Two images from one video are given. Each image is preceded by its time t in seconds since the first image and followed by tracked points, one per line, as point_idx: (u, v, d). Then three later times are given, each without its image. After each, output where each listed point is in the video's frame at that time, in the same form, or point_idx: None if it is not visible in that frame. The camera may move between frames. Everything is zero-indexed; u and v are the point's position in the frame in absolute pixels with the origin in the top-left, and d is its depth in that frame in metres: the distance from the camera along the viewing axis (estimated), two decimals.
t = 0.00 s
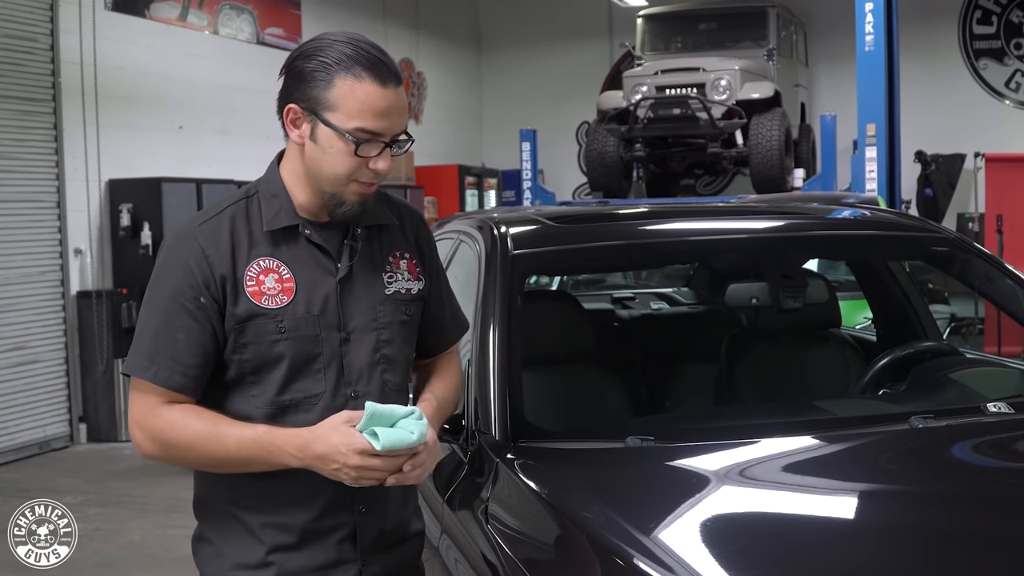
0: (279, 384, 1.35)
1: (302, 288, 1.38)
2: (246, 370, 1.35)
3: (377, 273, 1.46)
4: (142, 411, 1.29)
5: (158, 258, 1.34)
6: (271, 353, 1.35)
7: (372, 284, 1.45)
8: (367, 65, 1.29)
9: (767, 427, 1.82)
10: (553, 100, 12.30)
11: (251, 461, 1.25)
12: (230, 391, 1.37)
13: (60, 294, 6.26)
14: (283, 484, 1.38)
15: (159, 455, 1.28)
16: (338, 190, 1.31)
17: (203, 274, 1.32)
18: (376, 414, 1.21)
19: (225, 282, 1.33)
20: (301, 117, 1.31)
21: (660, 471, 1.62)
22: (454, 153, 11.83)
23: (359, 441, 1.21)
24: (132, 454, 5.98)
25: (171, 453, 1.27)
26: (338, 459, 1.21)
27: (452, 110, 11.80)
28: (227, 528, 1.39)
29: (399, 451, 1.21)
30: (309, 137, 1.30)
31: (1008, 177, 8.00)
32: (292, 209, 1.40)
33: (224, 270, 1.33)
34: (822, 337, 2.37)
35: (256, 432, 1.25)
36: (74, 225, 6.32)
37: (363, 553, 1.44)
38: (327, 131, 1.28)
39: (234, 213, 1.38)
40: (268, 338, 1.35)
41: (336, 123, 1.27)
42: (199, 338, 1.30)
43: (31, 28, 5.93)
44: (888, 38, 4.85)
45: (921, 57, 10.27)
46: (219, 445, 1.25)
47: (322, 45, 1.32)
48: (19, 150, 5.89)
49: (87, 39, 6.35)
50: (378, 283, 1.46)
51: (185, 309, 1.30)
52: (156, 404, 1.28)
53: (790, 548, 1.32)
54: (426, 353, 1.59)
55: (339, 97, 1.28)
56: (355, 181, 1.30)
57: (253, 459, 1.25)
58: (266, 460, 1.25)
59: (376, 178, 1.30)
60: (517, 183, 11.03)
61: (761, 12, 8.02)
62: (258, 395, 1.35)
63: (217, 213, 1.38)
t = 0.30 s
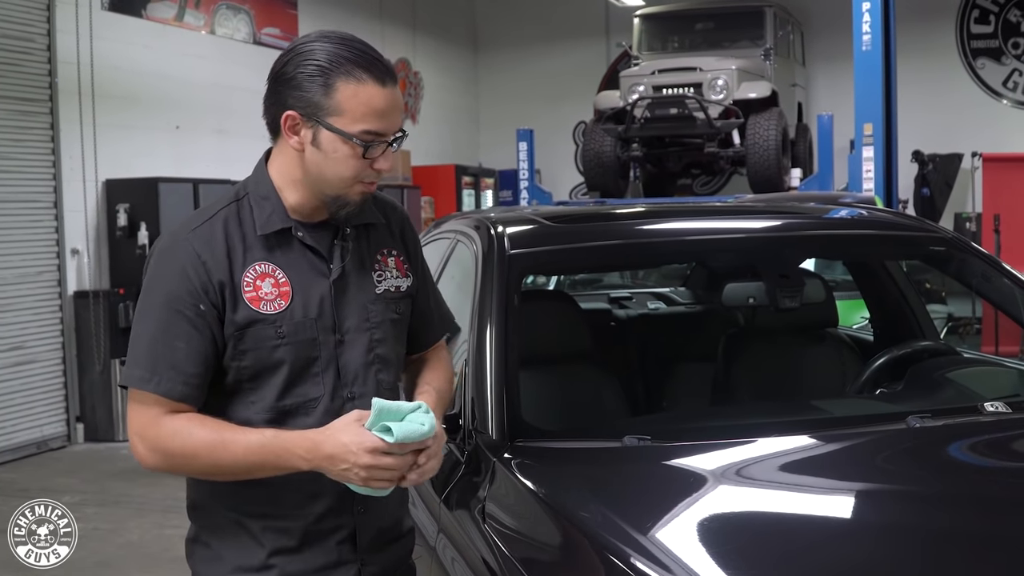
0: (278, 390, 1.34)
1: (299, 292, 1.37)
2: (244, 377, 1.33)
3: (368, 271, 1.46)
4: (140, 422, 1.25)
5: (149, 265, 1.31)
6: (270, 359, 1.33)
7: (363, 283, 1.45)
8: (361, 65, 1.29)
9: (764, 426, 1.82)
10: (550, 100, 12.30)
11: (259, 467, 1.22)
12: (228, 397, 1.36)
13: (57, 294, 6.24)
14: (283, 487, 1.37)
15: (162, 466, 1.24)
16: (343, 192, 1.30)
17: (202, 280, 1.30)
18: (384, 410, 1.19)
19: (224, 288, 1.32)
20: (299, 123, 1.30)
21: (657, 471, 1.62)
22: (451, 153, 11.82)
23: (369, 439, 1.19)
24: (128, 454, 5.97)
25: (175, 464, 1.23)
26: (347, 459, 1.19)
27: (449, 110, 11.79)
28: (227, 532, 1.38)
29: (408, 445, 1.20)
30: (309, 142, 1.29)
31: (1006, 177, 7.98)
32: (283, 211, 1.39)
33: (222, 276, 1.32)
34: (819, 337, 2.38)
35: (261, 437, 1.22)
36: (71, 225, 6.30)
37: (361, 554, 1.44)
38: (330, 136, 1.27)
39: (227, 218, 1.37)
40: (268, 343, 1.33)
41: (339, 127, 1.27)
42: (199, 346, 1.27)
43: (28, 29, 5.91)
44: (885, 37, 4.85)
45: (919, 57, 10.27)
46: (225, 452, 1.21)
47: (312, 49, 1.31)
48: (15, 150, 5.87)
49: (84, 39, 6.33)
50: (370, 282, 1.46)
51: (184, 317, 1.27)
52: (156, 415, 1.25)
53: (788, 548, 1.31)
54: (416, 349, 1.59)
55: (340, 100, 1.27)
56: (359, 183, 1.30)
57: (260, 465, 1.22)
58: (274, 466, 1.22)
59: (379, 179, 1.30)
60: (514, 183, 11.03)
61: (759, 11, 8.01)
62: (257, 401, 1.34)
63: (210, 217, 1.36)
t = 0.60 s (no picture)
0: (284, 395, 1.34)
1: (302, 296, 1.36)
2: (250, 384, 1.32)
3: (360, 267, 1.47)
4: (140, 437, 1.21)
5: (146, 276, 1.28)
6: (277, 364, 1.32)
7: (359, 279, 1.46)
8: (356, 62, 1.28)
9: (762, 424, 1.82)
10: (548, 97, 12.29)
11: (263, 479, 1.17)
12: (232, 404, 1.34)
13: (54, 292, 6.22)
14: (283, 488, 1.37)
15: (163, 481, 1.20)
16: (343, 193, 1.30)
17: (204, 290, 1.26)
18: (389, 423, 1.17)
19: (228, 298, 1.29)
20: (297, 126, 1.28)
21: (655, 469, 1.62)
22: (449, 151, 11.81)
23: (374, 452, 1.15)
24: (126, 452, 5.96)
25: (178, 477, 1.19)
26: (350, 473, 1.15)
27: (446, 108, 11.79)
28: (229, 535, 1.37)
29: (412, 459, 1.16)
30: (308, 143, 1.28)
31: (1004, 175, 7.98)
32: (279, 213, 1.36)
33: (226, 286, 1.29)
34: (817, 334, 2.39)
35: (265, 448, 1.18)
36: (69, 224, 6.28)
37: (363, 552, 1.44)
38: (333, 138, 1.26)
39: (224, 223, 1.34)
40: (274, 350, 1.32)
41: (342, 128, 1.26)
42: (202, 358, 1.24)
43: (25, 27, 5.89)
44: (883, 35, 4.85)
45: (917, 55, 10.28)
46: (228, 465, 1.17)
47: (304, 49, 1.29)
48: (13, 149, 5.85)
49: (82, 37, 6.31)
50: (363, 276, 1.47)
51: (187, 329, 1.24)
52: (157, 430, 1.21)
53: (787, 546, 1.31)
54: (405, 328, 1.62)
55: (341, 100, 1.26)
56: (360, 182, 1.30)
57: (265, 478, 1.18)
58: (279, 478, 1.18)
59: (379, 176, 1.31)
60: (512, 181, 11.03)
61: (757, 9, 8.01)
62: (264, 406, 1.33)
63: (207, 224, 1.33)
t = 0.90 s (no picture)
0: (284, 395, 1.34)
1: (301, 296, 1.35)
2: (249, 385, 1.32)
3: (358, 266, 1.47)
4: (135, 437, 1.21)
5: (143, 275, 1.27)
6: (276, 365, 1.32)
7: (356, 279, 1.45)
8: (335, 53, 1.27)
9: (760, 422, 1.82)
10: (547, 96, 12.29)
11: (256, 483, 1.17)
12: (230, 404, 1.34)
13: (53, 291, 6.21)
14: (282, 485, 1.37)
15: (158, 482, 1.21)
16: (331, 186, 1.30)
17: (201, 292, 1.26)
18: (384, 429, 1.15)
19: (226, 299, 1.28)
20: (278, 121, 1.28)
21: (654, 466, 1.62)
22: (448, 149, 11.81)
23: (368, 458, 1.14)
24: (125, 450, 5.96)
25: (173, 479, 1.19)
26: (343, 478, 1.14)
27: (445, 106, 11.78)
28: (227, 535, 1.36)
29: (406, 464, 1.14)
30: (290, 139, 1.28)
31: (1003, 173, 7.96)
32: (276, 212, 1.36)
33: (224, 286, 1.28)
34: (816, 333, 2.39)
35: (259, 451, 1.18)
36: (68, 223, 6.28)
37: (361, 551, 1.45)
38: (313, 131, 1.26)
39: (222, 222, 1.33)
40: (273, 350, 1.32)
41: (322, 120, 1.26)
42: (198, 359, 1.24)
43: (23, 27, 5.89)
44: (881, 33, 4.85)
45: (916, 54, 10.27)
46: (221, 468, 1.17)
47: (283, 44, 1.29)
48: (12, 147, 5.84)
49: (82, 35, 6.31)
50: (361, 276, 1.46)
51: (183, 331, 1.23)
52: (152, 431, 1.21)
53: (786, 544, 1.31)
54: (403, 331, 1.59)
55: (319, 93, 1.26)
56: (347, 174, 1.29)
57: (258, 482, 1.17)
58: (272, 482, 1.17)
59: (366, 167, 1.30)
60: (511, 180, 11.03)
61: (755, 8, 8.00)
62: (263, 407, 1.33)
63: (204, 223, 1.32)
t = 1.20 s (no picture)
0: (264, 396, 1.33)
1: (281, 297, 1.35)
2: (230, 384, 1.32)
3: (352, 267, 1.44)
4: (115, 431, 1.25)
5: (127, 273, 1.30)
6: (253, 365, 1.32)
7: (348, 281, 1.42)
8: (307, 47, 1.28)
9: (759, 422, 1.82)
10: (546, 96, 12.29)
11: (226, 481, 1.19)
12: (214, 403, 1.35)
13: (53, 290, 6.21)
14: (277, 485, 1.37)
15: (136, 475, 1.23)
16: (310, 182, 1.30)
17: (177, 290, 1.28)
18: (345, 433, 1.14)
19: (201, 298, 1.29)
20: (254, 120, 1.30)
21: (655, 466, 1.62)
22: (447, 149, 11.81)
23: (330, 461, 1.13)
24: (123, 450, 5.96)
25: (148, 473, 1.22)
26: (306, 480, 1.14)
27: (445, 106, 11.78)
28: (217, 531, 1.38)
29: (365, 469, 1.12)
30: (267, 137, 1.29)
31: (1003, 173, 7.95)
32: (262, 212, 1.36)
33: (199, 285, 1.29)
34: (815, 332, 2.39)
35: (230, 449, 1.19)
36: (68, 223, 6.28)
37: (355, 555, 1.43)
38: (287, 126, 1.27)
39: (204, 222, 1.34)
40: (250, 350, 1.31)
41: (295, 115, 1.26)
42: (174, 357, 1.26)
43: (23, 26, 5.88)
44: (880, 33, 4.86)
45: (915, 53, 10.27)
46: (192, 465, 1.19)
47: (258, 42, 1.30)
48: (12, 147, 5.84)
49: (82, 35, 6.31)
50: (354, 278, 1.43)
51: (158, 328, 1.25)
52: (130, 425, 1.24)
53: (786, 544, 1.31)
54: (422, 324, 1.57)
55: (292, 88, 1.27)
56: (326, 169, 1.29)
57: (227, 479, 1.19)
58: (239, 480, 1.18)
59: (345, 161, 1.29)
60: (510, 180, 11.03)
61: (755, 7, 8.01)
62: (244, 407, 1.33)
63: (186, 223, 1.34)
